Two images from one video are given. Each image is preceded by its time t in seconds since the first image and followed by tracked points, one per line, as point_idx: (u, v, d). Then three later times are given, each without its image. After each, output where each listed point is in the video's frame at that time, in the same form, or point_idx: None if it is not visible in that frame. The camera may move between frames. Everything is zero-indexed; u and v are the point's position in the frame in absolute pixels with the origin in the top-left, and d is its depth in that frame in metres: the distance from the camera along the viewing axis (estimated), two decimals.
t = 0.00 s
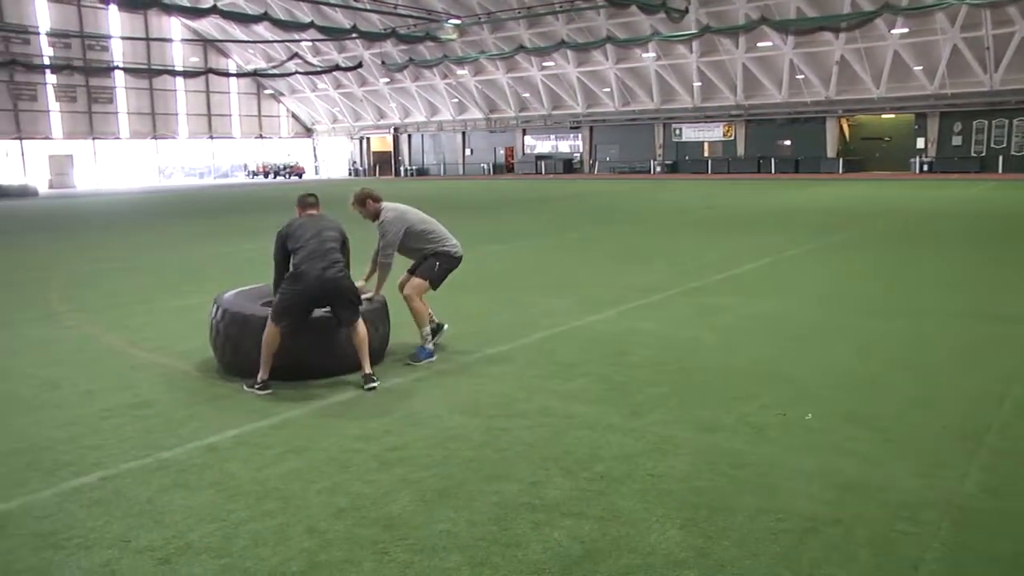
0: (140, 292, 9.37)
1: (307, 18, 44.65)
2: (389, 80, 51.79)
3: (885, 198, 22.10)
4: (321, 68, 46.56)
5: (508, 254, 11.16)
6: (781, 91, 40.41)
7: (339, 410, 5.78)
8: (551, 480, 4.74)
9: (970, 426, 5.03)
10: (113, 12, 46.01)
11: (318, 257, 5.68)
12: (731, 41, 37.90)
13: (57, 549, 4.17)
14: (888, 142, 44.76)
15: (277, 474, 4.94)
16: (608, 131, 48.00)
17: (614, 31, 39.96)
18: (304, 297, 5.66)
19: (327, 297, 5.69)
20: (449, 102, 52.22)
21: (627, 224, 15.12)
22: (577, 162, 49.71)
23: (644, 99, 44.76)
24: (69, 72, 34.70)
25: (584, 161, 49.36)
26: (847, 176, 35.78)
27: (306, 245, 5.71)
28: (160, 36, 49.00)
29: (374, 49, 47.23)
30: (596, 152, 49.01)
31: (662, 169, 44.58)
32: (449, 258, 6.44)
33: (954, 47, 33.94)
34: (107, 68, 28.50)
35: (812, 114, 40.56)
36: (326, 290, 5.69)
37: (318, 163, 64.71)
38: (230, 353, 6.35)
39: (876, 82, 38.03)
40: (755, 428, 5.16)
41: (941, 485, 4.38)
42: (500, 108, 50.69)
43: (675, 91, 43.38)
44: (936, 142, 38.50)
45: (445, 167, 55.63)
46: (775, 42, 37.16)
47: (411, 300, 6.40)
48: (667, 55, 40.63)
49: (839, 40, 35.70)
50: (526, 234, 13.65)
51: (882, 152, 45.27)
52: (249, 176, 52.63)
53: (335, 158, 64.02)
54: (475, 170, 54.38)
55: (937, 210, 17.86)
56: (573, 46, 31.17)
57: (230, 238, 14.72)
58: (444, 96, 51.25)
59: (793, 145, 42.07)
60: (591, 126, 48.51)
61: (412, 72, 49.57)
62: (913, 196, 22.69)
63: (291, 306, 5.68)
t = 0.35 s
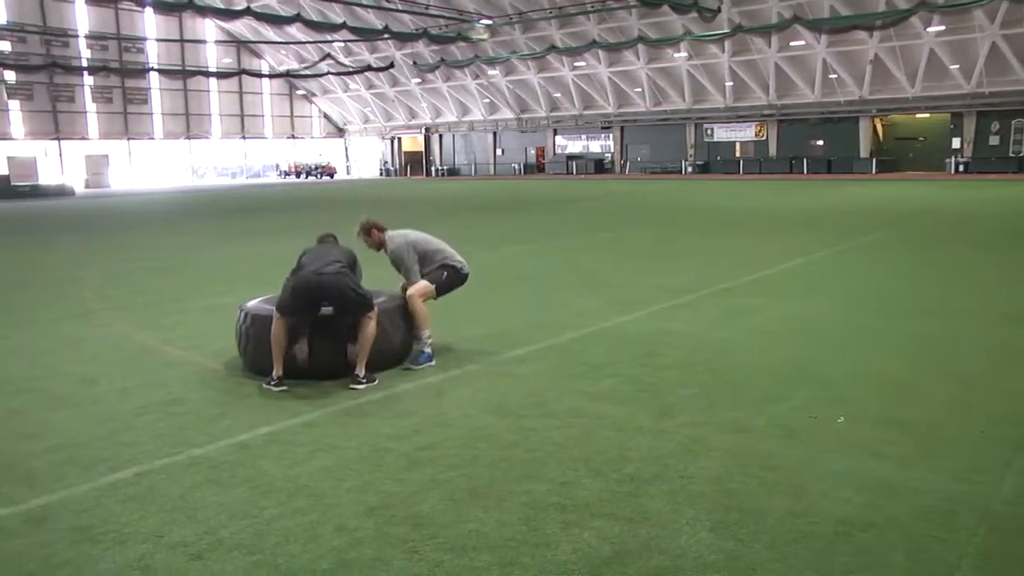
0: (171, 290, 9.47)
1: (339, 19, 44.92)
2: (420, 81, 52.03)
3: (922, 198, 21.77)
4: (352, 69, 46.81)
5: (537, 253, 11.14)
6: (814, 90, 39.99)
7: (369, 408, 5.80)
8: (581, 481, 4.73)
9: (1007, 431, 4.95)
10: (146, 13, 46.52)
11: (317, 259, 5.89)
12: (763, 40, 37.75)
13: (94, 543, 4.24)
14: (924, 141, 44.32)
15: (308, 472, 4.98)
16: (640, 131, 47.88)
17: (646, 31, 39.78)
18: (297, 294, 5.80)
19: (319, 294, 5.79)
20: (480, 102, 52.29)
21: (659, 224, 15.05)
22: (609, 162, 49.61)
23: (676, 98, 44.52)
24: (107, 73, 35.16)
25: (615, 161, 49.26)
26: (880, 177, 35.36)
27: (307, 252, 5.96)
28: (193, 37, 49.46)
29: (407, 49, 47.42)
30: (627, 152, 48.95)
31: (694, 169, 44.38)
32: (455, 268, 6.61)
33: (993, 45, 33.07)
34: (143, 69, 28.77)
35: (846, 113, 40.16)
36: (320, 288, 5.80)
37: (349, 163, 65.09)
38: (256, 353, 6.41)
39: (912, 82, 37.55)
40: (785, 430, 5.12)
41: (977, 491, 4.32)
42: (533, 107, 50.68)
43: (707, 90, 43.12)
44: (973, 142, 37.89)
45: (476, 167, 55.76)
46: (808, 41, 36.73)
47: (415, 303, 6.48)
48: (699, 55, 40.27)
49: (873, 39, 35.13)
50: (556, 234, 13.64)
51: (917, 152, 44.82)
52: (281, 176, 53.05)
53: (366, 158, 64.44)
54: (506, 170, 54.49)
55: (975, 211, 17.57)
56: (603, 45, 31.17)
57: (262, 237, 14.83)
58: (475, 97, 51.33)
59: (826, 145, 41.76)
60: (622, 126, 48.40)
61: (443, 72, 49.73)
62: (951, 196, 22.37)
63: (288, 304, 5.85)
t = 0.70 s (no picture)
0: (181, 289, 9.40)
1: (356, 14, 44.56)
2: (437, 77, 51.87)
3: (948, 198, 21.40)
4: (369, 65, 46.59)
5: (554, 253, 11.01)
6: (840, 86, 39.37)
7: (384, 409, 5.69)
8: (599, 486, 4.61)
9: None
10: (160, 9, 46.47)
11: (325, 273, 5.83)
12: (788, 35, 37.19)
13: (102, 545, 4.16)
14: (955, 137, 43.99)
15: (320, 475, 4.88)
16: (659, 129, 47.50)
17: (667, 25, 39.42)
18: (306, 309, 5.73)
19: (328, 307, 5.72)
20: (497, 99, 51.96)
21: (678, 223, 14.88)
22: (628, 160, 49.33)
23: (698, 94, 44.35)
24: (119, 70, 35.09)
25: (635, 158, 49.06)
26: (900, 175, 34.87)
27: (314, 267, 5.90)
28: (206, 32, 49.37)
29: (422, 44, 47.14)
30: (647, 149, 48.73)
31: (715, 167, 44.19)
32: (468, 273, 6.54)
33: None
34: (154, 64, 28.67)
35: (873, 110, 39.56)
36: (328, 303, 5.74)
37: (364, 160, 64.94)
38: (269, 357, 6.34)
39: (942, 77, 36.44)
40: (810, 435, 4.98)
41: (1012, 502, 4.16)
42: (550, 104, 50.30)
43: (729, 86, 42.64)
44: (1008, 138, 37.26)
45: (493, 165, 55.59)
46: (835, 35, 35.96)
47: (428, 306, 6.33)
48: (721, 50, 39.75)
49: (903, 31, 34.12)
50: (573, 233, 13.48)
51: (947, 149, 44.35)
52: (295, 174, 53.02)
53: (382, 155, 64.41)
54: (523, 168, 54.32)
55: (1005, 211, 17.23)
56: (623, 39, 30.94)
57: (274, 236, 14.73)
58: (493, 94, 51.08)
59: (852, 143, 41.40)
60: (642, 123, 48.02)
61: (460, 68, 49.58)
62: (978, 195, 21.99)
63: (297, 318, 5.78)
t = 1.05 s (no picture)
0: (197, 289, 9.28)
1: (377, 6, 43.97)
2: (456, 71, 51.40)
3: (986, 197, 20.79)
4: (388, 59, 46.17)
5: (574, 253, 10.81)
6: (873, 79, 38.29)
7: (401, 412, 5.53)
8: (623, 494, 4.45)
9: None
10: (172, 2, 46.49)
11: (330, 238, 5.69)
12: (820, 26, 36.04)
13: (113, 549, 4.04)
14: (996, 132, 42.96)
15: (336, 479, 4.75)
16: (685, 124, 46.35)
17: (693, 17, 38.76)
18: (314, 277, 5.57)
19: (337, 274, 5.57)
20: (518, 94, 51.32)
21: (703, 223, 14.60)
22: (653, 157, 48.00)
23: (725, 89, 43.22)
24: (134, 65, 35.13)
25: (660, 155, 47.69)
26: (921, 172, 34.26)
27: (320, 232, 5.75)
28: (220, 25, 49.28)
29: (441, 38, 46.73)
30: (672, 146, 47.32)
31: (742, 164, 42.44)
32: (494, 270, 6.27)
33: None
34: (168, 60, 28.65)
35: (908, 104, 38.12)
36: (337, 269, 5.59)
37: (381, 157, 64.44)
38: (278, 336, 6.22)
39: (984, 69, 35.02)
40: (842, 443, 4.81)
41: None
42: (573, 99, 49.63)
43: (758, 80, 41.75)
44: None
45: (513, 162, 54.79)
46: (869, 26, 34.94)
47: (451, 308, 6.14)
48: (750, 43, 38.94)
49: (942, 22, 32.91)
50: (594, 232, 13.25)
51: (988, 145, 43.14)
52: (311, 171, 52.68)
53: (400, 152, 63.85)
54: (545, 165, 53.41)
55: None
56: (647, 33, 30.49)
57: (290, 235, 14.63)
58: (514, 88, 50.58)
59: (886, 138, 39.96)
60: (667, 119, 46.75)
61: (480, 62, 49.13)
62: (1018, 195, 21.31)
63: (304, 289, 5.63)
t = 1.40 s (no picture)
0: (211, 290, 9.13)
1: None
2: (474, 65, 50.35)
3: None
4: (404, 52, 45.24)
5: (595, 254, 10.59)
6: (908, 73, 36.66)
7: (418, 418, 5.36)
8: (646, 502, 4.29)
9: None
10: None
11: (330, 221, 5.60)
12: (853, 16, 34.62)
13: (120, 554, 3.91)
14: None
15: (350, 485, 4.60)
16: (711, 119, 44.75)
17: (720, 9, 37.27)
18: (323, 269, 5.59)
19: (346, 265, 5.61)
20: (538, 89, 50.23)
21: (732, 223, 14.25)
22: (677, 154, 46.48)
23: (752, 83, 41.81)
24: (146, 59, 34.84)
25: (685, 152, 46.09)
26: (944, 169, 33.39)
27: (316, 212, 5.62)
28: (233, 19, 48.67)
29: (459, 30, 45.90)
30: (697, 143, 45.67)
31: (770, 161, 41.05)
32: (494, 254, 5.99)
33: None
34: (181, 53, 28.28)
35: (945, 98, 36.36)
36: (344, 258, 5.63)
37: (398, 154, 63.36)
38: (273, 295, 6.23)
39: None
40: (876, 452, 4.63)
41: None
42: (594, 94, 48.39)
43: (787, 75, 40.36)
44: None
45: (533, 159, 53.33)
46: (903, 17, 33.54)
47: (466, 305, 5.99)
48: (778, 35, 37.70)
49: (982, 11, 31.38)
50: (616, 232, 12.98)
51: None
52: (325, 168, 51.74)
53: (418, 149, 62.67)
54: (565, 162, 51.76)
55: None
56: (671, 26, 29.84)
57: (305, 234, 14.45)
58: (534, 83, 49.49)
59: (919, 134, 37.93)
60: (692, 114, 45.28)
61: (498, 56, 48.14)
62: None
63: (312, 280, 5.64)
